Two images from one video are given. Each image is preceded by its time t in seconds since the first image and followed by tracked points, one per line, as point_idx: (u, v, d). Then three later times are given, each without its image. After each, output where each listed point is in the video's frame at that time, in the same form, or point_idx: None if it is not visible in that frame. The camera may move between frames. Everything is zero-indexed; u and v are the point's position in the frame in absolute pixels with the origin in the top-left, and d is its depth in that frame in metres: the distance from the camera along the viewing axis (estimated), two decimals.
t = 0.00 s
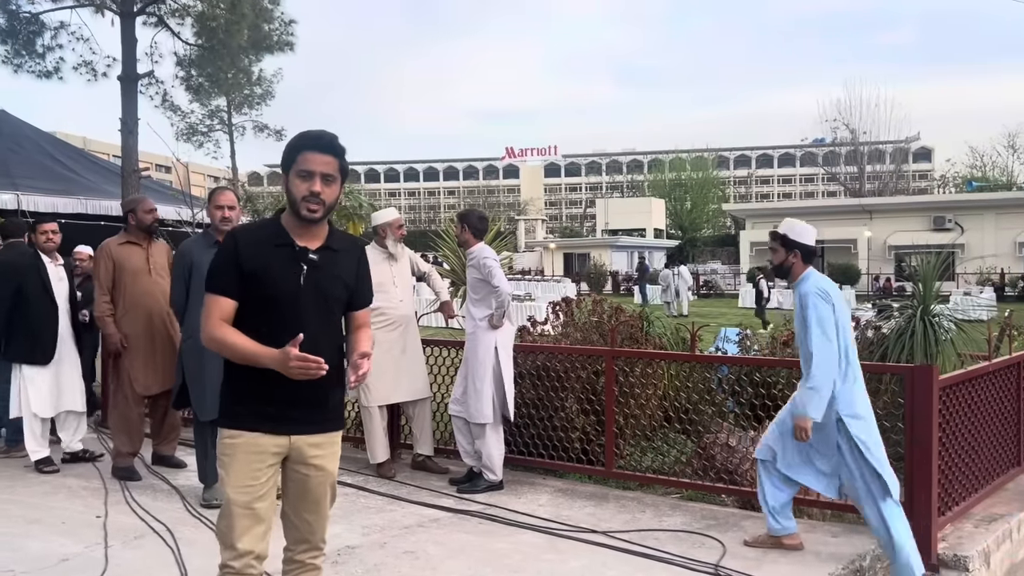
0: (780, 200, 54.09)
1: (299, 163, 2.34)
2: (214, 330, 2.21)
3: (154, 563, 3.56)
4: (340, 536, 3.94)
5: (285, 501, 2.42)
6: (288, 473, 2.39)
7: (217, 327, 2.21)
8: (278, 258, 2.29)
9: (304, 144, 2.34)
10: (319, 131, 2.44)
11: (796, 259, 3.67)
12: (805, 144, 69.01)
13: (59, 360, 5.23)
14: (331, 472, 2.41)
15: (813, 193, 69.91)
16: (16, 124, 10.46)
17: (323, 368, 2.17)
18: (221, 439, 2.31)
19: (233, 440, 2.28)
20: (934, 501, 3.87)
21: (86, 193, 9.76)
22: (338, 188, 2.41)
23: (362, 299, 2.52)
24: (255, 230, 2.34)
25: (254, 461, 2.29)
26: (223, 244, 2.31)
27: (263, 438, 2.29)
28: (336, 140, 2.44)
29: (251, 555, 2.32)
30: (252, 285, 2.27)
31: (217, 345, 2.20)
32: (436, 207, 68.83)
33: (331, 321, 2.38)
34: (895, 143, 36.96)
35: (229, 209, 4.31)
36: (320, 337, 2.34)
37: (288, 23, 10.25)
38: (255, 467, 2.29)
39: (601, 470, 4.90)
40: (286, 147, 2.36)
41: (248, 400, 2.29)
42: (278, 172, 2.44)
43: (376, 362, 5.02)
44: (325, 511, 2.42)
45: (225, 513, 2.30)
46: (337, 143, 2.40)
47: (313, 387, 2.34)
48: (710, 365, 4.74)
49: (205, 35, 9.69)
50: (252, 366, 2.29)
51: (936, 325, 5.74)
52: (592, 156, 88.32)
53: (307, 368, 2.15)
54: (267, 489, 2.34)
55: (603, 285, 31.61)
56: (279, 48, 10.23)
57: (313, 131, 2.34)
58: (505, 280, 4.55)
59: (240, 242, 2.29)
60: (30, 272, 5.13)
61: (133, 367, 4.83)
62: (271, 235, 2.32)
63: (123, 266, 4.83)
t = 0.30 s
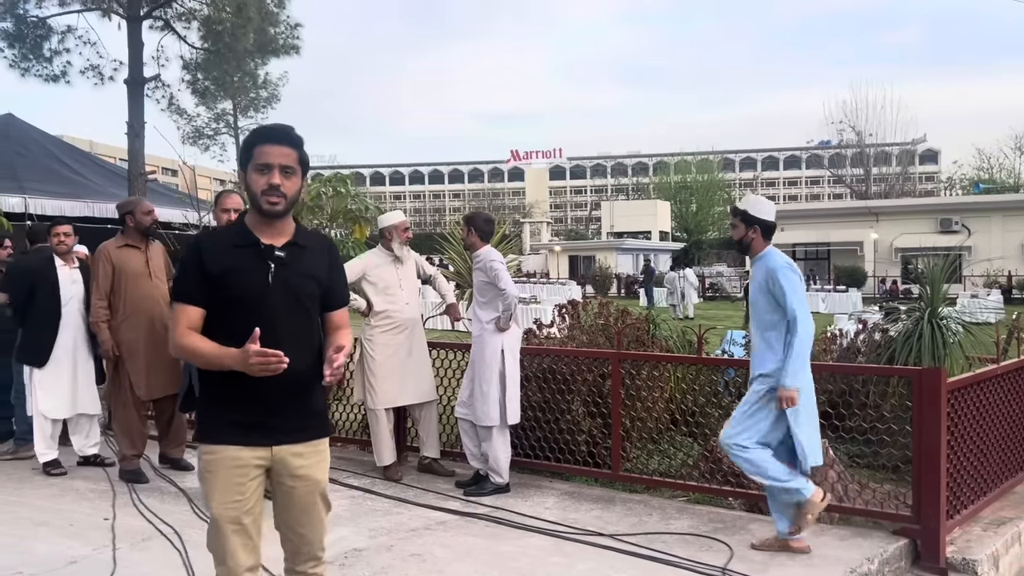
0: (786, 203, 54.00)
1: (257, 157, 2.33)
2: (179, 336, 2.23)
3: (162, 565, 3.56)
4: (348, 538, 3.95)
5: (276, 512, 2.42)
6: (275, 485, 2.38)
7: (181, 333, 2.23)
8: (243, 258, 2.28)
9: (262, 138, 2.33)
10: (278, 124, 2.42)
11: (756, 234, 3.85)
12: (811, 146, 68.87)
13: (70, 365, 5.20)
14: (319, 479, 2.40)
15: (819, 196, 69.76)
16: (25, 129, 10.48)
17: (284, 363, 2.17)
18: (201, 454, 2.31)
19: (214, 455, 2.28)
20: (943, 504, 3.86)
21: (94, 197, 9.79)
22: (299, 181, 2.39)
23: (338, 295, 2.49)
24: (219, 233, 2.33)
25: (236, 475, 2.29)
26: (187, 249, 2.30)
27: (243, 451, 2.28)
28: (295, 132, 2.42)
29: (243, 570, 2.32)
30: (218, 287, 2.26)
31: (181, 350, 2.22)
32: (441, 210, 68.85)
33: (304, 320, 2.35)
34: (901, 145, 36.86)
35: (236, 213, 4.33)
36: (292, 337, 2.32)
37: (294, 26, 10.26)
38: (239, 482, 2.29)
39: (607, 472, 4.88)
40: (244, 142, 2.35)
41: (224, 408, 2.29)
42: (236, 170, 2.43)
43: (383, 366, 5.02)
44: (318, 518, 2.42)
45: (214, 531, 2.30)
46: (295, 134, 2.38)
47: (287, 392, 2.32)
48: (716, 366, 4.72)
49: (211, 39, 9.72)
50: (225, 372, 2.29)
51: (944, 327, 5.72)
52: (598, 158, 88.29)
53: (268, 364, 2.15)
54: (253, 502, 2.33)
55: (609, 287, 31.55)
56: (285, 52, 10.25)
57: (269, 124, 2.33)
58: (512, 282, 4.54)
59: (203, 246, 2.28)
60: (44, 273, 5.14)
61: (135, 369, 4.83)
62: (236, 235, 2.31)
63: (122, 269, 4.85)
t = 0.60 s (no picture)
0: (793, 205, 53.90)
1: (220, 155, 2.25)
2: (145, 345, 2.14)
3: (169, 566, 3.57)
4: (355, 541, 3.95)
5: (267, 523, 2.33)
6: (261, 494, 2.30)
7: (146, 342, 2.14)
8: (210, 261, 2.20)
9: (224, 136, 2.24)
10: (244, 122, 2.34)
11: (709, 246, 3.81)
12: (818, 148, 68.71)
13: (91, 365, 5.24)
14: (299, 481, 2.28)
15: (827, 198, 69.59)
16: (34, 131, 10.52)
17: (248, 364, 2.05)
18: (177, 467, 2.24)
19: (191, 468, 2.21)
20: (952, 508, 3.84)
21: (103, 199, 9.82)
22: (267, 179, 2.30)
23: (314, 297, 2.39)
24: (186, 235, 2.25)
25: (214, 488, 2.21)
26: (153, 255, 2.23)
27: (218, 462, 2.20)
28: (262, 129, 2.34)
29: None
30: (185, 293, 2.18)
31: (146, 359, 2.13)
32: (448, 212, 68.88)
33: (277, 323, 2.26)
34: (910, 147, 36.74)
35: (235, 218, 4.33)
36: (264, 341, 2.22)
37: (302, 29, 10.29)
38: (217, 494, 2.21)
39: (614, 475, 4.88)
40: (207, 140, 2.26)
41: (198, 418, 2.21)
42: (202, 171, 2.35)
43: (389, 367, 5.03)
44: (307, 518, 2.28)
45: (198, 546, 2.24)
46: (261, 132, 2.31)
47: (262, 399, 2.23)
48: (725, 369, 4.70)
49: (219, 42, 9.76)
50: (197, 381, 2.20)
51: (953, 330, 5.69)
52: (605, 161, 88.27)
53: (231, 368, 2.03)
54: (237, 514, 2.26)
55: (616, 290, 31.52)
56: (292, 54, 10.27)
57: (235, 121, 2.25)
58: (521, 284, 4.52)
59: (167, 250, 2.20)
60: (61, 277, 5.20)
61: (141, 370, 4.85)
62: (202, 238, 2.23)
63: (123, 272, 4.82)
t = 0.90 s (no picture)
0: (803, 207, 53.74)
1: (211, 149, 2.19)
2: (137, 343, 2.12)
3: (179, 565, 3.58)
4: (363, 541, 3.95)
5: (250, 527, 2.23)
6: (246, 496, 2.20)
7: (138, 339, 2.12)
8: (202, 258, 2.14)
9: (214, 129, 2.19)
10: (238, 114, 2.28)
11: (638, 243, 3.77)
12: (829, 151, 68.48)
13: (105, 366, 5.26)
14: (276, 488, 2.15)
15: (837, 201, 69.34)
16: (47, 132, 10.56)
17: (225, 363, 2.00)
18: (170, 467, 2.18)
19: (178, 467, 2.14)
20: (964, 511, 3.81)
21: (114, 199, 9.86)
22: (260, 173, 2.24)
23: (314, 294, 2.29)
24: (182, 232, 2.20)
25: (200, 487, 2.14)
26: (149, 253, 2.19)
27: (206, 462, 2.13)
28: (253, 122, 2.27)
29: None
30: (178, 290, 2.13)
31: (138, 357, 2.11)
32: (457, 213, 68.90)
33: (271, 321, 2.17)
34: (920, 150, 36.58)
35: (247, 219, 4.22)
36: (256, 340, 2.14)
37: (312, 31, 10.32)
38: (202, 493, 2.14)
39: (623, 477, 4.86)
40: (198, 133, 2.21)
41: (190, 418, 2.14)
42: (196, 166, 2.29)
43: (398, 367, 5.03)
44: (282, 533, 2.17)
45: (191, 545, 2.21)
46: (253, 125, 2.24)
47: (254, 400, 2.14)
48: (735, 371, 4.67)
49: (230, 43, 9.79)
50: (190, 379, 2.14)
51: (964, 332, 5.66)
52: (614, 163, 88.19)
53: (208, 368, 2.00)
54: (222, 512, 2.19)
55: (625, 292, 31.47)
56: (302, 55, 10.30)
57: (225, 113, 2.19)
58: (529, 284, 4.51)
59: (161, 248, 2.15)
60: (76, 277, 5.19)
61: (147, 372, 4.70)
62: (195, 235, 2.17)
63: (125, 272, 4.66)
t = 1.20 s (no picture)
0: (813, 209, 53.58)
1: (212, 147, 2.07)
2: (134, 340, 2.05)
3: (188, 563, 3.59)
4: (372, 540, 3.94)
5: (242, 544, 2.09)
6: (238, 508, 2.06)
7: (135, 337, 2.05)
8: (200, 255, 2.04)
9: (214, 125, 2.06)
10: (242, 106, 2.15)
11: (589, 239, 3.83)
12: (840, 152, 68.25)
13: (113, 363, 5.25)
14: (264, 503, 2.01)
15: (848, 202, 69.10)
16: (58, 131, 10.62)
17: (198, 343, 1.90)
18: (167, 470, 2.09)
19: (172, 473, 2.05)
20: (976, 514, 3.78)
21: (125, 198, 9.90)
22: (264, 170, 2.11)
23: (321, 295, 2.15)
24: (186, 229, 2.12)
25: (189, 494, 2.03)
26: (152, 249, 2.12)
27: (198, 470, 2.02)
28: (258, 115, 2.14)
29: None
30: (176, 289, 2.04)
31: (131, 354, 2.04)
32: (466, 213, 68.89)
33: (269, 325, 2.03)
34: (932, 151, 36.41)
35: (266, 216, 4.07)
36: (253, 344, 2.01)
37: (322, 31, 10.34)
38: (192, 502, 2.03)
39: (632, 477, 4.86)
40: (199, 130, 2.09)
41: (183, 421, 2.05)
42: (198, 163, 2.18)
43: (407, 366, 5.03)
44: (269, 552, 2.03)
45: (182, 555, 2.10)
46: (256, 119, 2.11)
47: (247, 408, 2.01)
48: (744, 372, 4.64)
49: (241, 43, 9.82)
50: (186, 382, 2.04)
51: (976, 334, 5.64)
52: (623, 163, 88.09)
53: (183, 350, 1.90)
54: (214, 523, 2.06)
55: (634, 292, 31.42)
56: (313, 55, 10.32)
57: (224, 108, 2.06)
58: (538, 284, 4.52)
59: (161, 244, 2.07)
60: (84, 276, 5.14)
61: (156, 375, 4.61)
62: (197, 232, 2.08)
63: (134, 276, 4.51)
